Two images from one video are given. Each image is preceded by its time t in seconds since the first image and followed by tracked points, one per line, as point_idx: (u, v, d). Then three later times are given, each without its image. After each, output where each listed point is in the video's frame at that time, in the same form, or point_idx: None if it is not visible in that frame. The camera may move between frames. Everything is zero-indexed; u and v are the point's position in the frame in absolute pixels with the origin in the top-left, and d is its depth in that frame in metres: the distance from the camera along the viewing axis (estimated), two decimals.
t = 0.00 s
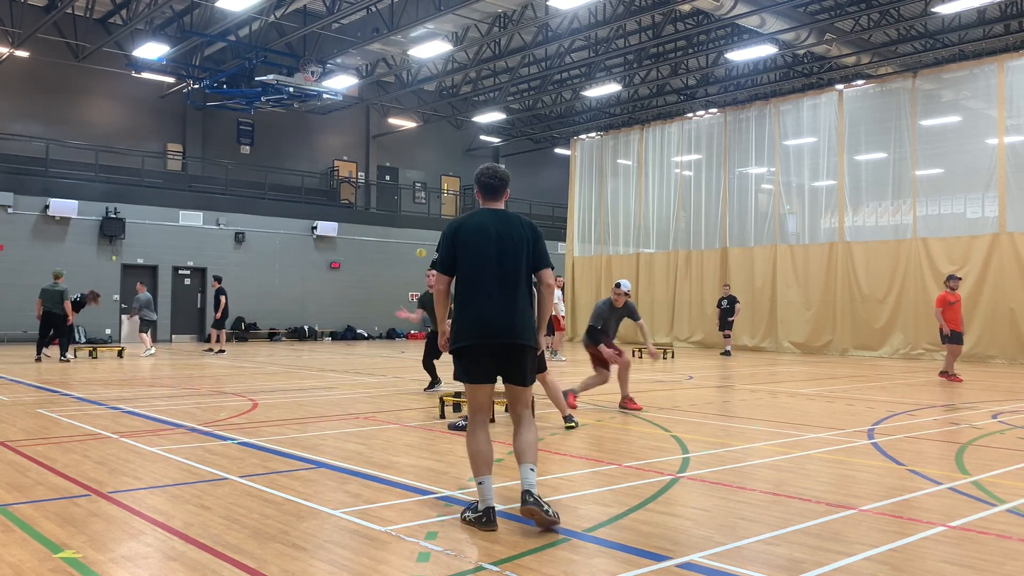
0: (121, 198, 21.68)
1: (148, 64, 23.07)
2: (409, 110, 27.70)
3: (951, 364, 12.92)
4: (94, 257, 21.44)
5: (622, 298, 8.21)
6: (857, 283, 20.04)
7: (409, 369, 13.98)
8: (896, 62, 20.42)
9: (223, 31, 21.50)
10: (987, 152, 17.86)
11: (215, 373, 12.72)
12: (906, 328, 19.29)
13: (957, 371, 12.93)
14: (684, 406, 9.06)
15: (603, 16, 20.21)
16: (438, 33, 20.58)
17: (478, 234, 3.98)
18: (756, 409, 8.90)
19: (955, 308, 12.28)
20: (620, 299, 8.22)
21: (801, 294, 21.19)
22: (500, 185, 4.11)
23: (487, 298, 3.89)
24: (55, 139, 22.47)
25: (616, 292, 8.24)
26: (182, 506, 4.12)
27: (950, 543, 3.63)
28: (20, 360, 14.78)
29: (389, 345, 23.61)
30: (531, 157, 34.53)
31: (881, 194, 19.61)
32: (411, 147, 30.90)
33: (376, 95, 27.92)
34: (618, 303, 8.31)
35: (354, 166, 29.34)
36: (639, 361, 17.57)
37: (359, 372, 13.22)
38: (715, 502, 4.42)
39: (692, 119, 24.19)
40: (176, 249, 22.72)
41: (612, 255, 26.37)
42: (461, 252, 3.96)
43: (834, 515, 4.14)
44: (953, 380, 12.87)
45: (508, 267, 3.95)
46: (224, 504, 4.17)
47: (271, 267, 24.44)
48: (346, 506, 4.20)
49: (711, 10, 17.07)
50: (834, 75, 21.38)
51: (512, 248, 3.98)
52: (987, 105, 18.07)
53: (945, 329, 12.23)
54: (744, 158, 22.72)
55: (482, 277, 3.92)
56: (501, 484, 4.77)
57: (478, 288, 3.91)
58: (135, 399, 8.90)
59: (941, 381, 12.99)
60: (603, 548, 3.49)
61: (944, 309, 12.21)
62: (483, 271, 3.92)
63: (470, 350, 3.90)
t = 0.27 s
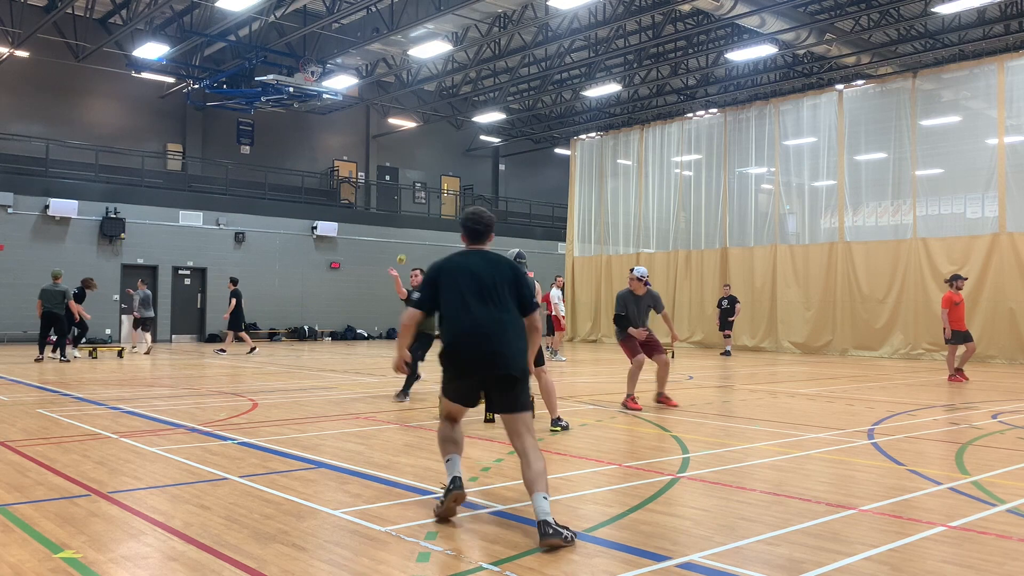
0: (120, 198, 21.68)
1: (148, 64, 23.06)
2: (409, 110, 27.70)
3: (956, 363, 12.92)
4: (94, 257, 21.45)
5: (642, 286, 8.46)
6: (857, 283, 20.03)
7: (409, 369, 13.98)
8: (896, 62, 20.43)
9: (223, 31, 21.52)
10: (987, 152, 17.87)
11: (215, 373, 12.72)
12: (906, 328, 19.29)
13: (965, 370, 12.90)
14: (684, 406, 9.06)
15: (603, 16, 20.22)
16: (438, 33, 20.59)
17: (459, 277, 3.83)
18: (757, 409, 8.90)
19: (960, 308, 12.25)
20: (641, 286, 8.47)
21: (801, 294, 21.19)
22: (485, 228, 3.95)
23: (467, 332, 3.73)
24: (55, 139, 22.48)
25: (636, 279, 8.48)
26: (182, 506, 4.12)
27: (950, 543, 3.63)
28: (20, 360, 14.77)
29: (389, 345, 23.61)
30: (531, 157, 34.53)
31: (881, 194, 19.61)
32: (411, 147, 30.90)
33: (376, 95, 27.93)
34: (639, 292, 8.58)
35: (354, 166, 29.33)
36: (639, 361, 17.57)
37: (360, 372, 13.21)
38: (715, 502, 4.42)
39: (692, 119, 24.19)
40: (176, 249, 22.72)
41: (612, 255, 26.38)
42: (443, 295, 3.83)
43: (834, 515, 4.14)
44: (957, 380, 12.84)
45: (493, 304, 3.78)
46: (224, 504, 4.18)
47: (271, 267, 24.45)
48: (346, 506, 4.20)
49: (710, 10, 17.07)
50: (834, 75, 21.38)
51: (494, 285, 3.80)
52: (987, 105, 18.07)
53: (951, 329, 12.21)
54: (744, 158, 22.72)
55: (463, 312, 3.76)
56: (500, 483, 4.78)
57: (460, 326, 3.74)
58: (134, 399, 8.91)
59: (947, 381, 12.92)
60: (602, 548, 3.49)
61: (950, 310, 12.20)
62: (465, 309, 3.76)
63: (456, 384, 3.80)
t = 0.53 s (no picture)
0: (121, 198, 21.67)
1: (148, 64, 23.06)
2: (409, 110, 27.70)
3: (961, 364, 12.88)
4: (94, 257, 21.45)
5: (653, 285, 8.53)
6: (857, 283, 20.04)
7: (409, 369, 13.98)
8: (896, 62, 20.43)
9: (223, 31, 21.52)
10: (987, 152, 17.86)
11: (215, 373, 12.72)
12: (906, 328, 19.28)
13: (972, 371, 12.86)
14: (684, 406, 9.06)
15: (603, 16, 20.22)
16: (438, 33, 20.58)
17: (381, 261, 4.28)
18: (757, 409, 8.90)
19: (966, 308, 12.24)
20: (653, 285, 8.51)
21: (801, 294, 21.19)
22: (418, 218, 4.36)
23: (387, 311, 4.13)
24: (55, 139, 22.47)
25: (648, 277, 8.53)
26: (182, 506, 4.12)
27: (950, 543, 3.63)
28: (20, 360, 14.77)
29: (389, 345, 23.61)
30: (531, 157, 34.54)
31: (881, 194, 19.62)
32: (411, 147, 30.90)
33: (376, 95, 27.95)
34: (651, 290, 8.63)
35: (354, 166, 29.33)
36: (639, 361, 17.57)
37: (359, 372, 13.21)
38: (715, 502, 4.42)
39: (692, 119, 24.19)
40: (176, 249, 22.72)
41: (612, 255, 26.37)
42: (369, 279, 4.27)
43: (834, 515, 4.14)
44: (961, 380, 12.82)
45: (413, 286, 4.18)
46: (224, 504, 4.17)
47: (270, 267, 24.44)
48: (346, 506, 4.20)
49: (711, 10, 17.07)
50: (834, 75, 21.39)
51: (413, 268, 4.19)
52: (987, 105, 18.07)
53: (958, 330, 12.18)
54: (744, 158, 22.73)
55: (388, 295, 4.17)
56: (501, 483, 4.78)
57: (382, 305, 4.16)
58: (134, 399, 8.90)
59: (956, 381, 12.85)
60: (602, 548, 3.48)
61: (956, 310, 12.17)
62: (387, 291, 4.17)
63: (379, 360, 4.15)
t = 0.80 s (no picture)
0: (121, 198, 21.67)
1: (148, 64, 23.06)
2: (409, 110, 27.70)
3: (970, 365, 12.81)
4: (94, 257, 21.45)
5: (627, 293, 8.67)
6: (857, 283, 20.04)
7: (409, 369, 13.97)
8: (896, 62, 20.43)
9: (223, 31, 21.52)
10: (987, 152, 17.86)
11: (215, 373, 12.72)
12: (906, 328, 19.28)
13: (974, 371, 12.86)
14: (684, 406, 9.05)
15: (603, 16, 20.22)
16: (438, 33, 20.57)
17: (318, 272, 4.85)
18: (757, 409, 8.90)
19: (973, 308, 12.24)
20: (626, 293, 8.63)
21: (801, 294, 21.19)
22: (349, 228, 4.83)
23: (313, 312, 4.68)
24: (55, 139, 22.47)
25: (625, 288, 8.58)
26: (182, 506, 4.12)
27: (950, 543, 3.63)
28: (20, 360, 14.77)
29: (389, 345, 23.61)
30: (531, 157, 34.53)
31: (881, 194, 19.61)
32: (411, 147, 30.90)
33: (376, 95, 27.95)
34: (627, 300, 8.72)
35: (354, 166, 29.32)
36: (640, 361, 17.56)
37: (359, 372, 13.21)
38: (715, 502, 4.42)
39: (692, 119, 24.19)
40: (176, 249, 22.72)
41: (612, 255, 26.37)
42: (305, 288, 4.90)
43: (834, 515, 4.14)
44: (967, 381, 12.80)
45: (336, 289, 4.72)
46: (224, 504, 4.17)
47: (270, 267, 24.42)
48: (346, 506, 4.19)
49: (710, 10, 17.07)
50: (834, 75, 21.39)
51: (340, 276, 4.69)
52: (987, 105, 18.07)
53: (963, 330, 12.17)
54: (744, 158, 22.73)
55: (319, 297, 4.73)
56: (501, 483, 4.78)
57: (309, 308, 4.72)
58: (134, 399, 8.90)
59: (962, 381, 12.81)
60: (602, 548, 3.48)
61: (962, 309, 12.17)
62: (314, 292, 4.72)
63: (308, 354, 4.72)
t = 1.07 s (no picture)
0: (121, 198, 21.67)
1: (148, 64, 23.06)
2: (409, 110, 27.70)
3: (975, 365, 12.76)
4: (94, 257, 21.46)
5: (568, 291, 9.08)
6: (857, 283, 20.04)
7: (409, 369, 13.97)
8: (896, 62, 20.43)
9: (223, 31, 21.53)
10: (987, 152, 17.86)
11: (214, 373, 12.72)
12: (906, 328, 19.28)
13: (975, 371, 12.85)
14: (684, 406, 9.06)
15: (603, 16, 20.21)
16: (438, 33, 20.57)
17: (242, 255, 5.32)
18: (757, 409, 8.90)
19: (978, 308, 12.23)
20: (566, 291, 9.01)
21: (801, 294, 21.19)
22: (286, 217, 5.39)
23: (240, 296, 5.17)
24: (55, 139, 22.47)
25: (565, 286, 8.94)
26: (182, 506, 4.12)
27: (950, 543, 3.63)
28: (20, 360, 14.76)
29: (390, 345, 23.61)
30: (531, 157, 34.53)
31: (881, 194, 19.61)
32: (411, 147, 30.90)
33: (376, 95, 27.96)
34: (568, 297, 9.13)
35: (354, 166, 29.32)
36: (640, 361, 17.56)
37: (359, 372, 13.22)
38: (715, 502, 4.42)
39: (692, 119, 24.19)
40: (176, 249, 22.72)
41: (612, 255, 26.37)
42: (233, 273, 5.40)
43: (835, 515, 4.14)
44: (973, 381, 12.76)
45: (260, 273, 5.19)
46: (224, 504, 4.17)
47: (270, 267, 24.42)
48: (346, 506, 4.19)
49: (711, 10, 17.07)
50: (834, 75, 21.39)
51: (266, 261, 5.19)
52: (987, 105, 18.07)
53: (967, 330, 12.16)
54: (744, 158, 22.73)
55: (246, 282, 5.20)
56: (501, 483, 4.78)
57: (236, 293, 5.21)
58: (134, 399, 8.90)
59: (965, 382, 12.80)
60: (603, 548, 3.48)
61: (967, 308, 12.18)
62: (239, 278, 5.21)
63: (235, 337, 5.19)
